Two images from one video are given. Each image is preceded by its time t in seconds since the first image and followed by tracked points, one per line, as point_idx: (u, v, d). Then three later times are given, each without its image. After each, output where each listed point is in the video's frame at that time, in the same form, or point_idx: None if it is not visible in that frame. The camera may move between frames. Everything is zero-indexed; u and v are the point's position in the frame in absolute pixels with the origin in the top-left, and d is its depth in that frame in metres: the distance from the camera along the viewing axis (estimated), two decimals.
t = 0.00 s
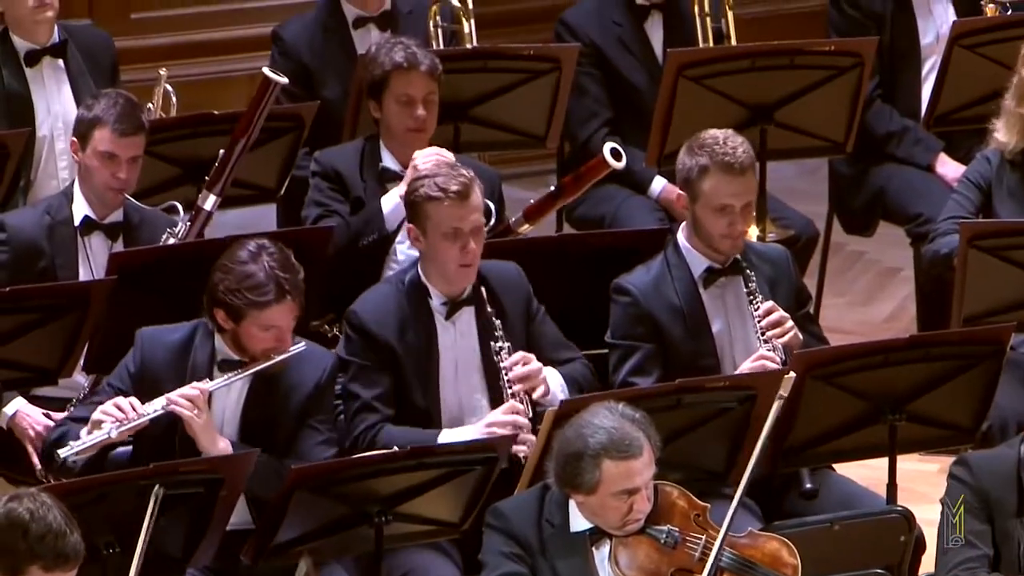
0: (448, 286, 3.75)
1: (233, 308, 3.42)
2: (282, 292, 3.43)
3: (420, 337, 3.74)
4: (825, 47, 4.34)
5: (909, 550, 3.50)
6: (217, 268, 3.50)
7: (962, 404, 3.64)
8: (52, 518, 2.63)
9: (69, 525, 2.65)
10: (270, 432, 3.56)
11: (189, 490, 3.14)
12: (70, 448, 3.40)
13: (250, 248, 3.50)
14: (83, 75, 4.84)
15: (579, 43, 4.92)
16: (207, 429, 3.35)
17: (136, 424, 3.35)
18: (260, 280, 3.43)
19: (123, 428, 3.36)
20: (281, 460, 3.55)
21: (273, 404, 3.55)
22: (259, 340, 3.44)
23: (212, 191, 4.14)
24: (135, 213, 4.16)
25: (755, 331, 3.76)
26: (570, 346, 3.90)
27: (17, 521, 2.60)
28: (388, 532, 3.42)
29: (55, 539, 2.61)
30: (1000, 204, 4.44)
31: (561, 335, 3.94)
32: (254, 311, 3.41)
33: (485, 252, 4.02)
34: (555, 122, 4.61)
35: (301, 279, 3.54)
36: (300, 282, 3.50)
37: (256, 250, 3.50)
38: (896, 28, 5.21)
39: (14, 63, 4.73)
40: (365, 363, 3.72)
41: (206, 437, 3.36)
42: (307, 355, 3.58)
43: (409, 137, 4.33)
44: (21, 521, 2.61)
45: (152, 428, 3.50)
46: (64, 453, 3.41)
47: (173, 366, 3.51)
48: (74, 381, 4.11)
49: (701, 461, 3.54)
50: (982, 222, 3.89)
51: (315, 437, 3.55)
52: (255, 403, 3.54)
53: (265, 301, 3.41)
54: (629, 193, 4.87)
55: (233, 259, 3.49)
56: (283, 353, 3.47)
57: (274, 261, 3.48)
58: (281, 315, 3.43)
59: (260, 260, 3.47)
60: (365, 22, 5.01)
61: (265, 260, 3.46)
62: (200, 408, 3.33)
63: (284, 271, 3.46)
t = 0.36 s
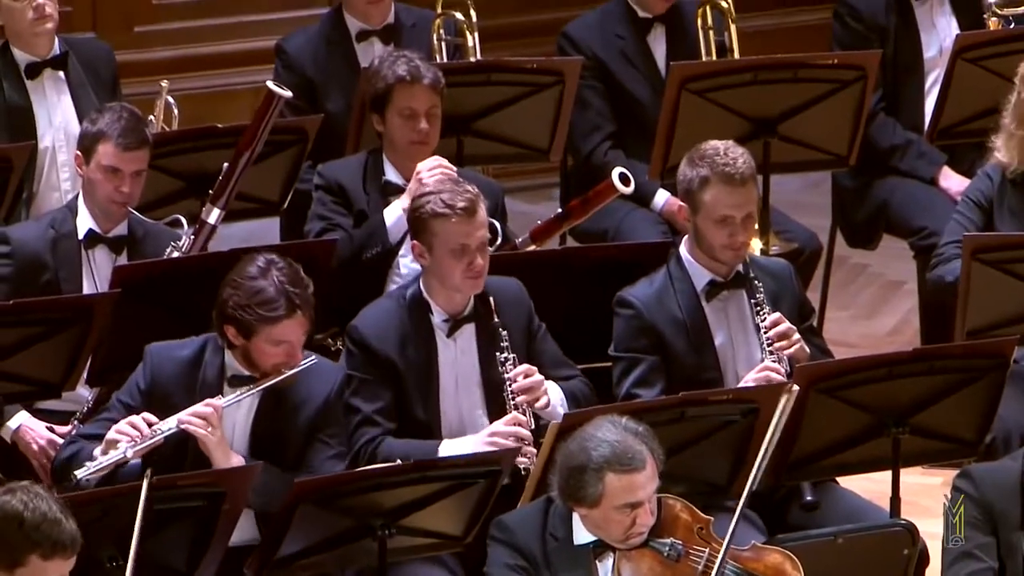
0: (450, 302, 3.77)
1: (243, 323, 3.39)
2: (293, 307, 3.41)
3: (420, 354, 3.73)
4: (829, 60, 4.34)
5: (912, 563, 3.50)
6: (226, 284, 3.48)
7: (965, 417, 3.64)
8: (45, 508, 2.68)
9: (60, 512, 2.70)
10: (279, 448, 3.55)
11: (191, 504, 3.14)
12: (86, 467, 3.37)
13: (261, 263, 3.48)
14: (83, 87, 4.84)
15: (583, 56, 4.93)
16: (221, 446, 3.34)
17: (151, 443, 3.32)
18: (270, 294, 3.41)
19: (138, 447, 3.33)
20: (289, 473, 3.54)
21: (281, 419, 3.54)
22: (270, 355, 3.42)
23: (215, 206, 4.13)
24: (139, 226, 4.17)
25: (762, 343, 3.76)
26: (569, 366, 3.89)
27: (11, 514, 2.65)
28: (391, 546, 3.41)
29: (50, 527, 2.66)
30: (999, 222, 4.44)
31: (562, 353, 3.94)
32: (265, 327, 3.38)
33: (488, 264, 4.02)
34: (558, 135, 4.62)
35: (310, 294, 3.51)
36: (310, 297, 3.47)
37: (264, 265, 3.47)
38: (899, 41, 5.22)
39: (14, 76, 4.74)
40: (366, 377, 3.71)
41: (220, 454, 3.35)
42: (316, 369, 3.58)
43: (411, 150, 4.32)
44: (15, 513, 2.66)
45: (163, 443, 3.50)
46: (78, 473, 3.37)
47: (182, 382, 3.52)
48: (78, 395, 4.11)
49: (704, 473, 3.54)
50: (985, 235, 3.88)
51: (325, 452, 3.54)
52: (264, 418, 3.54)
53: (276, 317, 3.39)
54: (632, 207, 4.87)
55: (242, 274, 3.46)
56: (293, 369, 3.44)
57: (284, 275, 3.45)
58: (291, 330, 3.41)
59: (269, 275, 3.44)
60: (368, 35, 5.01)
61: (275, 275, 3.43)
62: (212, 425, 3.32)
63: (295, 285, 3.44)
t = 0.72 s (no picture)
0: (444, 299, 3.75)
1: (232, 299, 3.46)
2: (279, 279, 3.49)
3: (416, 347, 3.73)
4: (834, 67, 4.34)
5: (916, 569, 3.48)
6: (211, 266, 3.56)
7: (970, 423, 3.63)
8: (37, 491, 2.77)
9: (49, 491, 2.79)
10: (276, 431, 3.60)
11: (196, 510, 3.14)
12: (84, 437, 3.40)
13: (244, 242, 3.55)
14: (88, 94, 4.84)
15: (588, 63, 4.94)
16: (219, 419, 3.38)
17: (150, 415, 3.36)
18: (255, 268, 3.49)
19: (137, 419, 3.37)
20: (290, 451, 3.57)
21: (276, 404, 3.60)
22: (261, 332, 3.48)
23: (221, 213, 4.15)
24: (144, 233, 4.16)
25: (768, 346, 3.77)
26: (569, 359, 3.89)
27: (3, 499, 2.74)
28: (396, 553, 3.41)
29: (42, 507, 2.74)
30: (1005, 226, 4.45)
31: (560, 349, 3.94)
32: (252, 300, 3.45)
33: (493, 270, 4.01)
34: (563, 141, 4.62)
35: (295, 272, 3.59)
36: (295, 270, 3.55)
37: (248, 241, 3.55)
38: (904, 49, 5.22)
39: (20, 81, 4.75)
40: (364, 366, 3.71)
41: (218, 427, 3.38)
42: (310, 356, 3.64)
43: (420, 158, 4.32)
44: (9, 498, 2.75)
45: (162, 441, 3.53)
46: (77, 442, 3.40)
47: (180, 372, 3.53)
48: (82, 401, 4.11)
49: (708, 479, 3.54)
50: (989, 241, 3.89)
51: (323, 434, 3.59)
52: (261, 401, 3.59)
53: (262, 288, 3.46)
54: (637, 212, 4.87)
55: (228, 253, 3.55)
56: (285, 345, 3.51)
57: (267, 250, 3.53)
58: (279, 304, 3.48)
59: (254, 250, 3.52)
60: (373, 42, 5.02)
61: (259, 250, 3.51)
62: (211, 398, 3.36)
63: (279, 257, 3.52)
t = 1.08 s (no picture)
0: (442, 293, 3.75)
1: (224, 282, 3.51)
2: (271, 260, 3.53)
3: (417, 342, 3.75)
4: (844, 69, 4.34)
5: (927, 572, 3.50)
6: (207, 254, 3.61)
7: (980, 426, 3.63)
8: (42, 485, 2.81)
9: (55, 486, 2.82)
10: (277, 420, 3.60)
11: (207, 512, 3.15)
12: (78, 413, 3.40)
13: (237, 229, 3.60)
14: (101, 96, 4.85)
15: (598, 65, 4.94)
16: (216, 399, 3.39)
17: (146, 394, 3.37)
18: (247, 250, 3.54)
19: (133, 399, 3.37)
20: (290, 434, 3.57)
21: (277, 394, 3.60)
22: (256, 316, 3.52)
23: (229, 213, 4.14)
24: (154, 235, 4.18)
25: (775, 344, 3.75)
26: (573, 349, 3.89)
27: (9, 493, 2.76)
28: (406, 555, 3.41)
29: (47, 500, 2.77)
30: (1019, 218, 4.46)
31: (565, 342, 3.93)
32: (245, 281, 3.50)
33: (503, 271, 4.01)
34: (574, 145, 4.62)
35: (291, 258, 3.63)
36: (290, 253, 3.59)
37: (243, 228, 3.61)
38: (915, 50, 5.23)
39: (33, 84, 4.76)
40: (366, 355, 3.75)
41: (215, 407, 3.39)
42: (309, 350, 3.64)
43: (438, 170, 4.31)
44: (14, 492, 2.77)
45: (161, 441, 3.55)
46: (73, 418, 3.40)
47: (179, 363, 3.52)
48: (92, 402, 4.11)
49: (718, 481, 3.53)
50: (1000, 243, 3.89)
51: (323, 421, 3.60)
52: (262, 392, 3.59)
53: (254, 269, 3.51)
54: (649, 215, 4.86)
55: (221, 240, 3.60)
56: (282, 329, 3.54)
57: (260, 234, 3.58)
58: (272, 286, 3.52)
59: (246, 234, 3.57)
60: (384, 43, 5.04)
61: (252, 234, 3.56)
62: (207, 379, 3.38)
63: (272, 239, 3.56)
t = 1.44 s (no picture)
0: (447, 291, 3.75)
1: (232, 278, 3.52)
2: (278, 257, 3.54)
3: (422, 340, 3.76)
4: (852, 68, 4.33)
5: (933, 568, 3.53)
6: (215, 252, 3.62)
7: (989, 424, 3.62)
8: (47, 482, 2.90)
9: (60, 481, 2.92)
10: (284, 419, 3.60)
11: (216, 511, 3.16)
12: (84, 408, 3.40)
13: (245, 226, 3.61)
14: (115, 97, 4.85)
15: (607, 64, 4.93)
16: (224, 397, 3.39)
17: (153, 389, 3.38)
18: (254, 247, 3.55)
19: (139, 394, 3.37)
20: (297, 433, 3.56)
21: (286, 393, 3.60)
22: (264, 313, 3.52)
23: (239, 213, 4.16)
24: (162, 233, 4.19)
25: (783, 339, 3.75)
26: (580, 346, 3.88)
27: (16, 490, 2.87)
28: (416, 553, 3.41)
29: (54, 496, 2.87)
30: None
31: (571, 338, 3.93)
32: (252, 278, 3.51)
33: (512, 270, 4.01)
34: (583, 145, 4.60)
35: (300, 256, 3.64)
36: (297, 250, 3.60)
37: (251, 225, 3.62)
38: (924, 48, 5.22)
39: (47, 85, 4.76)
40: (370, 353, 3.75)
41: (223, 406, 3.40)
42: (318, 348, 3.65)
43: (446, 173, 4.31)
44: (19, 489, 2.88)
45: (169, 438, 3.54)
46: (78, 414, 3.39)
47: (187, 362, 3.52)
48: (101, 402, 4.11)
49: (725, 480, 3.54)
50: (1010, 242, 3.88)
51: (330, 421, 3.60)
52: (270, 391, 3.59)
53: (261, 265, 3.51)
54: (658, 215, 4.85)
55: (229, 236, 3.61)
56: (291, 326, 3.54)
57: (268, 230, 3.59)
58: (279, 282, 3.52)
59: (254, 231, 3.58)
60: (393, 43, 5.04)
61: (259, 230, 3.57)
62: (215, 375, 3.38)
63: (279, 236, 3.57)
